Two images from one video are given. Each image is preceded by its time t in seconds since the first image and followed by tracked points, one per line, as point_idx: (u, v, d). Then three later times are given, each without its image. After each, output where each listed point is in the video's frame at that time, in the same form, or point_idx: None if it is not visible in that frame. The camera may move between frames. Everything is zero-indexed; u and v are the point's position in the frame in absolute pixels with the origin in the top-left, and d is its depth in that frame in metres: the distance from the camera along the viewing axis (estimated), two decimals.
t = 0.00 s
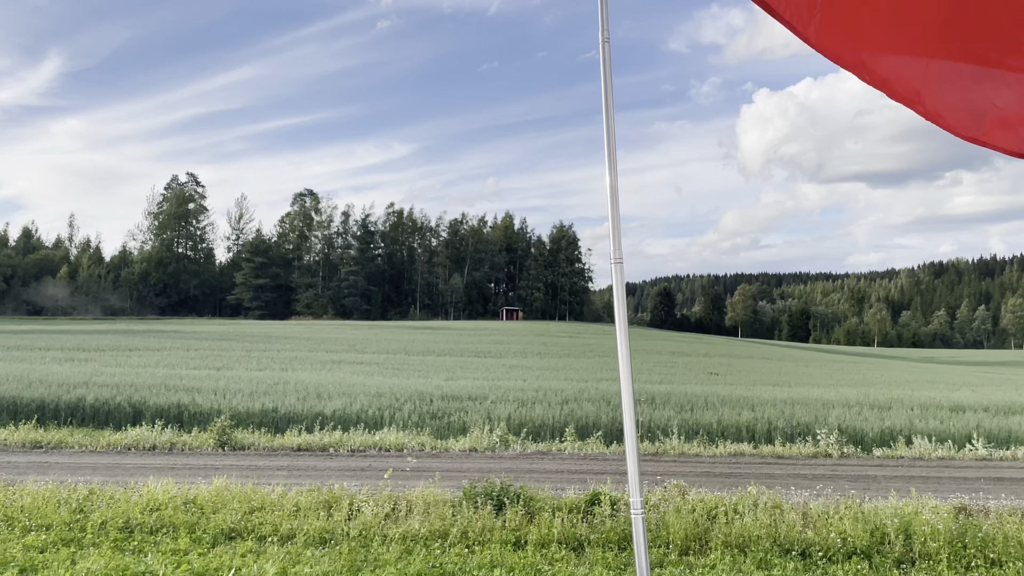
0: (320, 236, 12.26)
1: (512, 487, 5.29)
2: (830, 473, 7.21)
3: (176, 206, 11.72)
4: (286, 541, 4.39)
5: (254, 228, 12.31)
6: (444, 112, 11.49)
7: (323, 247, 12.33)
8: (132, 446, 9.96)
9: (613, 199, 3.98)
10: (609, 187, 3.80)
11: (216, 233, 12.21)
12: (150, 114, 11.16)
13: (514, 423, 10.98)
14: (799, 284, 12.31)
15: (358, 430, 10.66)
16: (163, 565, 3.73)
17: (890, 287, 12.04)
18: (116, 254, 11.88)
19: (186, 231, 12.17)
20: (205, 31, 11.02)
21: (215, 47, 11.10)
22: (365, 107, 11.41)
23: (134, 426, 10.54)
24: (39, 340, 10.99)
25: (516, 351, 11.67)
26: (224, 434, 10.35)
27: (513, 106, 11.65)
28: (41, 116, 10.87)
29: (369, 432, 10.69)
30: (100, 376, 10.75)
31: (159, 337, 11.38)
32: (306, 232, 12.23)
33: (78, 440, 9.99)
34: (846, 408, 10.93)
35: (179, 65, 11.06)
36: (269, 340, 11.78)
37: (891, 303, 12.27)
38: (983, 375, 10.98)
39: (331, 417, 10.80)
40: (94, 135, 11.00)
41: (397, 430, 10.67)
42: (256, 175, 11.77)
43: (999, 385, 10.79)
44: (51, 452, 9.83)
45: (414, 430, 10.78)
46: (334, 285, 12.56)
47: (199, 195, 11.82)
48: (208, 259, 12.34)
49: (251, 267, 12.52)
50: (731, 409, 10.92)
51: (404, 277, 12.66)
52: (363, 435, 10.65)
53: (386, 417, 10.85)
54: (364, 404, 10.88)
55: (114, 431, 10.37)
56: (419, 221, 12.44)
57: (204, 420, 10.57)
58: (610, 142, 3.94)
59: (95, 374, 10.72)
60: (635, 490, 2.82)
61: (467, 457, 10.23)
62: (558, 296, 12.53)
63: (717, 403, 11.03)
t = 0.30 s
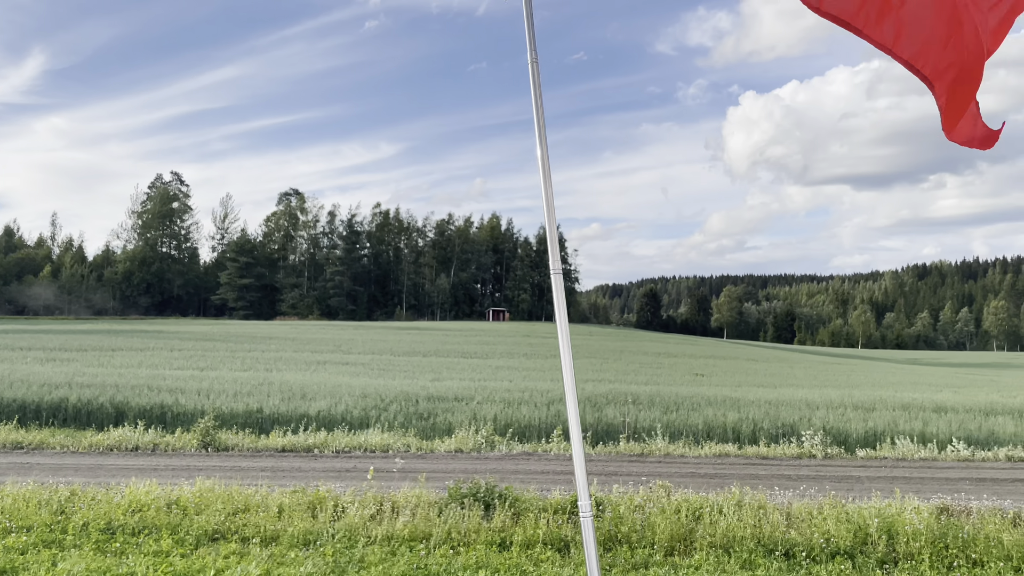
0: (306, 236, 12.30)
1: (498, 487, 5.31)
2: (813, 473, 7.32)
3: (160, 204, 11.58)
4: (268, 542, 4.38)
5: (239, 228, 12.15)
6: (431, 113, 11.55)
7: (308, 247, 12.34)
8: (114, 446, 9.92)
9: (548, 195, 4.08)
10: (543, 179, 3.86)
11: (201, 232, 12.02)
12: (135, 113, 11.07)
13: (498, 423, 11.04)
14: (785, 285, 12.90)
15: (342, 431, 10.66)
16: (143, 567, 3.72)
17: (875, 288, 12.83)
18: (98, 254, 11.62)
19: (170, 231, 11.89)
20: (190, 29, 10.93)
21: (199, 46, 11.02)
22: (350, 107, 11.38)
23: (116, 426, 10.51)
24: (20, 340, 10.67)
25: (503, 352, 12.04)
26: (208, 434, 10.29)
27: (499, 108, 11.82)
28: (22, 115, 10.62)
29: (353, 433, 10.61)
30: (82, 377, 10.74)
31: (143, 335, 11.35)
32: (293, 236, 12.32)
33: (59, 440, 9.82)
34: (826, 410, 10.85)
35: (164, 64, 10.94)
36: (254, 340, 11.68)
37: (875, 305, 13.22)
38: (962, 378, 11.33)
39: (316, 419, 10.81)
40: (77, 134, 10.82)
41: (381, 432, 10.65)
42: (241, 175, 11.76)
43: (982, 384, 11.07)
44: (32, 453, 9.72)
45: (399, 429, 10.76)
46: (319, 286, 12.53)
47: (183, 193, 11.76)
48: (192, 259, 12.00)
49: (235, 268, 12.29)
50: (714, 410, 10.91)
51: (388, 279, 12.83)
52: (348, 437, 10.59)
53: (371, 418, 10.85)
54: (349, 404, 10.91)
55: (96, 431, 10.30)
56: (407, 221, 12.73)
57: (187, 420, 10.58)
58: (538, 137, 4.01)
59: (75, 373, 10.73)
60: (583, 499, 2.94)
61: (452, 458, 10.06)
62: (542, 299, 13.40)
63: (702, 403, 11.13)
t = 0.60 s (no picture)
0: (294, 236, 13.18)
1: (487, 488, 5.32)
2: (800, 474, 7.37)
3: (147, 204, 12.05)
4: (255, 543, 4.36)
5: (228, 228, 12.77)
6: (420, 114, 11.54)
7: (297, 247, 13.25)
8: (99, 447, 9.63)
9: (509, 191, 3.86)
10: (495, 145, 3.72)
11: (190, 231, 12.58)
12: (123, 112, 11.03)
13: (489, 425, 10.90)
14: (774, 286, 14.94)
15: (331, 432, 10.50)
16: (129, 568, 3.71)
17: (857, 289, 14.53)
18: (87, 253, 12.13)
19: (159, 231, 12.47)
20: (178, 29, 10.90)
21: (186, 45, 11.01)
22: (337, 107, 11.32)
23: (104, 426, 10.41)
24: (7, 340, 10.85)
25: (491, 352, 12.77)
26: (197, 434, 10.12)
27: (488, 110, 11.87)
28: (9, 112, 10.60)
29: (341, 435, 10.45)
30: (69, 377, 10.69)
31: (130, 335, 11.64)
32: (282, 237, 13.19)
33: (44, 441, 9.64)
34: (812, 411, 10.86)
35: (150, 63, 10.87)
36: (242, 340, 12.12)
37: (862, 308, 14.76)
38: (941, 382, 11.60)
39: (305, 419, 10.67)
40: (64, 132, 10.79)
41: (371, 432, 10.52)
42: (230, 175, 11.81)
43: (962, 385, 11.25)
44: (19, 452, 9.47)
45: (388, 432, 10.61)
46: (308, 285, 13.51)
47: (171, 192, 12.31)
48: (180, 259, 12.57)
49: (223, 267, 12.97)
50: (703, 411, 10.89)
51: (378, 279, 14.33)
52: (337, 438, 10.38)
53: (358, 420, 10.73)
54: (338, 405, 10.81)
55: (83, 431, 10.21)
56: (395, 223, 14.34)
57: (175, 420, 10.44)
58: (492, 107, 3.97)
59: (63, 373, 10.71)
60: (552, 507, 2.65)
61: (440, 458, 9.89)
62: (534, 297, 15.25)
63: (692, 404, 11.15)
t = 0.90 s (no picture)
0: (286, 236, 13.47)
1: (479, 489, 5.33)
2: (790, 477, 7.41)
3: (139, 203, 12.34)
4: (245, 545, 4.34)
5: (218, 229, 13.07)
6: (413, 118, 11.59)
7: (289, 248, 13.49)
8: (88, 448, 9.46)
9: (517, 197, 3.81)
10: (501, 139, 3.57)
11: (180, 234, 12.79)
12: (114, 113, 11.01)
13: (480, 426, 10.85)
14: (761, 288, 15.43)
15: (322, 433, 10.47)
16: (117, 569, 3.70)
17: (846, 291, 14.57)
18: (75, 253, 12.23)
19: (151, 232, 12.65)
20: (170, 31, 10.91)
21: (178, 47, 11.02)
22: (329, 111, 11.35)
23: (93, 427, 10.38)
24: None
25: (484, 353, 12.82)
26: (187, 436, 10.07)
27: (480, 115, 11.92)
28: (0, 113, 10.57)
29: (334, 435, 10.39)
30: (58, 376, 10.59)
31: (121, 334, 11.59)
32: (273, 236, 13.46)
33: (33, 441, 9.58)
34: (802, 413, 10.99)
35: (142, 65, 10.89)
36: (233, 341, 12.17)
37: (851, 311, 14.86)
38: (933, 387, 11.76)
39: (296, 420, 10.61)
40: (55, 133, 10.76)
41: (364, 434, 10.45)
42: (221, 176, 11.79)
43: (953, 390, 11.10)
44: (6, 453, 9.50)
45: (380, 433, 10.54)
46: (299, 287, 13.65)
47: (162, 193, 12.51)
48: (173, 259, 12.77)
49: (214, 268, 13.18)
50: (692, 414, 10.96)
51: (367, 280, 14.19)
52: (329, 439, 10.20)
53: (350, 420, 10.70)
54: (329, 406, 10.81)
55: (71, 432, 10.17)
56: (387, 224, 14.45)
57: (164, 421, 10.39)
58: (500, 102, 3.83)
59: (52, 372, 10.62)
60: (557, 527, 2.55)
61: (434, 459, 9.69)
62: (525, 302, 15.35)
63: (682, 406, 11.20)
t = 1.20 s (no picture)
0: (279, 237, 13.54)
1: (470, 493, 5.34)
2: (781, 481, 7.45)
3: (130, 204, 12.42)
4: (235, 548, 4.32)
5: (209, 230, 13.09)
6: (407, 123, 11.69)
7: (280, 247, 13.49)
8: (78, 450, 9.22)
9: (534, 193, 4.33)
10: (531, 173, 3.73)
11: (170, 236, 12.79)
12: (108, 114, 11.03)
13: (472, 429, 10.80)
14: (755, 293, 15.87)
15: (313, 435, 10.36)
16: (108, 570, 3.70)
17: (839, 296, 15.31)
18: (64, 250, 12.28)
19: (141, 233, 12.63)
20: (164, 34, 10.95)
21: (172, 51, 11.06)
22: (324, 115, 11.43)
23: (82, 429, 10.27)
24: None
25: (476, 358, 13.50)
26: (177, 438, 9.72)
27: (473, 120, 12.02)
28: None
29: (326, 438, 10.19)
30: (47, 378, 10.56)
31: (109, 336, 11.71)
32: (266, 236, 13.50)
33: (23, 444, 9.34)
34: (793, 418, 11.08)
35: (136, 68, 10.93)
36: (226, 344, 12.40)
37: (843, 315, 15.61)
38: (924, 393, 12.34)
39: (288, 423, 10.54)
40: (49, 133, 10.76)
41: (355, 437, 10.27)
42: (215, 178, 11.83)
43: (947, 396, 12.00)
44: None
45: (371, 437, 10.38)
46: (292, 288, 13.66)
47: (152, 194, 12.54)
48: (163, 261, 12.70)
49: (206, 270, 13.04)
50: (685, 418, 10.97)
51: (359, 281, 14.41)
52: (325, 442, 9.91)
53: (341, 424, 10.60)
54: (321, 409, 10.81)
55: (61, 434, 10.05)
56: (380, 227, 14.62)
57: (155, 423, 10.34)
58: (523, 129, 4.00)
59: (41, 373, 10.64)
60: (575, 541, 2.81)
61: (425, 463, 9.48)
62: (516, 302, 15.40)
63: (674, 410, 11.33)
